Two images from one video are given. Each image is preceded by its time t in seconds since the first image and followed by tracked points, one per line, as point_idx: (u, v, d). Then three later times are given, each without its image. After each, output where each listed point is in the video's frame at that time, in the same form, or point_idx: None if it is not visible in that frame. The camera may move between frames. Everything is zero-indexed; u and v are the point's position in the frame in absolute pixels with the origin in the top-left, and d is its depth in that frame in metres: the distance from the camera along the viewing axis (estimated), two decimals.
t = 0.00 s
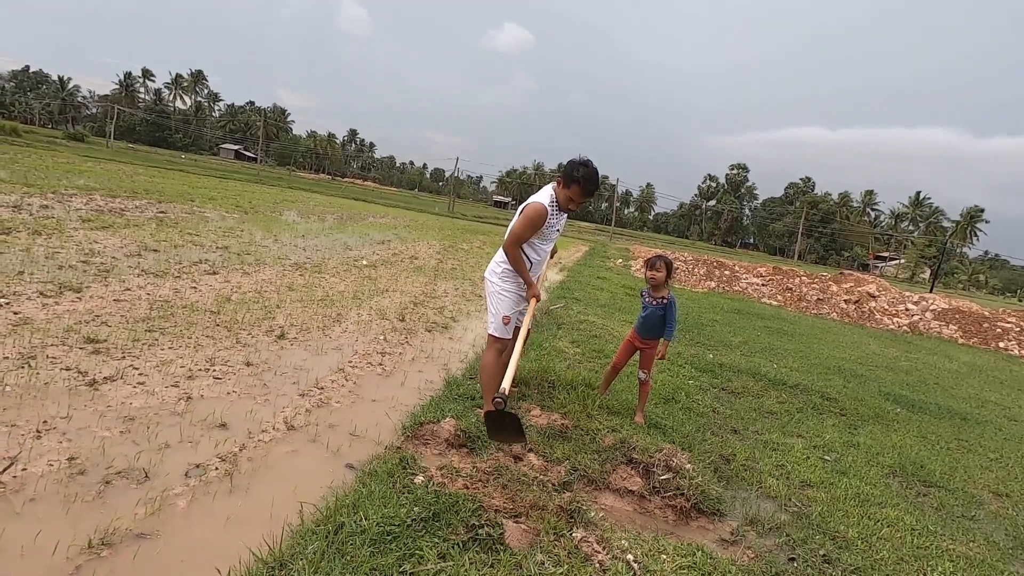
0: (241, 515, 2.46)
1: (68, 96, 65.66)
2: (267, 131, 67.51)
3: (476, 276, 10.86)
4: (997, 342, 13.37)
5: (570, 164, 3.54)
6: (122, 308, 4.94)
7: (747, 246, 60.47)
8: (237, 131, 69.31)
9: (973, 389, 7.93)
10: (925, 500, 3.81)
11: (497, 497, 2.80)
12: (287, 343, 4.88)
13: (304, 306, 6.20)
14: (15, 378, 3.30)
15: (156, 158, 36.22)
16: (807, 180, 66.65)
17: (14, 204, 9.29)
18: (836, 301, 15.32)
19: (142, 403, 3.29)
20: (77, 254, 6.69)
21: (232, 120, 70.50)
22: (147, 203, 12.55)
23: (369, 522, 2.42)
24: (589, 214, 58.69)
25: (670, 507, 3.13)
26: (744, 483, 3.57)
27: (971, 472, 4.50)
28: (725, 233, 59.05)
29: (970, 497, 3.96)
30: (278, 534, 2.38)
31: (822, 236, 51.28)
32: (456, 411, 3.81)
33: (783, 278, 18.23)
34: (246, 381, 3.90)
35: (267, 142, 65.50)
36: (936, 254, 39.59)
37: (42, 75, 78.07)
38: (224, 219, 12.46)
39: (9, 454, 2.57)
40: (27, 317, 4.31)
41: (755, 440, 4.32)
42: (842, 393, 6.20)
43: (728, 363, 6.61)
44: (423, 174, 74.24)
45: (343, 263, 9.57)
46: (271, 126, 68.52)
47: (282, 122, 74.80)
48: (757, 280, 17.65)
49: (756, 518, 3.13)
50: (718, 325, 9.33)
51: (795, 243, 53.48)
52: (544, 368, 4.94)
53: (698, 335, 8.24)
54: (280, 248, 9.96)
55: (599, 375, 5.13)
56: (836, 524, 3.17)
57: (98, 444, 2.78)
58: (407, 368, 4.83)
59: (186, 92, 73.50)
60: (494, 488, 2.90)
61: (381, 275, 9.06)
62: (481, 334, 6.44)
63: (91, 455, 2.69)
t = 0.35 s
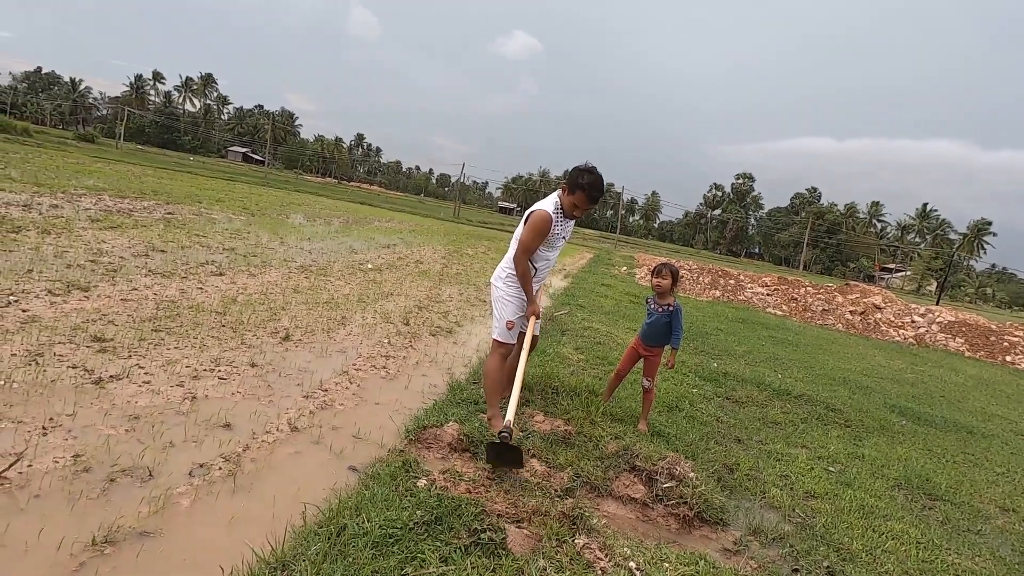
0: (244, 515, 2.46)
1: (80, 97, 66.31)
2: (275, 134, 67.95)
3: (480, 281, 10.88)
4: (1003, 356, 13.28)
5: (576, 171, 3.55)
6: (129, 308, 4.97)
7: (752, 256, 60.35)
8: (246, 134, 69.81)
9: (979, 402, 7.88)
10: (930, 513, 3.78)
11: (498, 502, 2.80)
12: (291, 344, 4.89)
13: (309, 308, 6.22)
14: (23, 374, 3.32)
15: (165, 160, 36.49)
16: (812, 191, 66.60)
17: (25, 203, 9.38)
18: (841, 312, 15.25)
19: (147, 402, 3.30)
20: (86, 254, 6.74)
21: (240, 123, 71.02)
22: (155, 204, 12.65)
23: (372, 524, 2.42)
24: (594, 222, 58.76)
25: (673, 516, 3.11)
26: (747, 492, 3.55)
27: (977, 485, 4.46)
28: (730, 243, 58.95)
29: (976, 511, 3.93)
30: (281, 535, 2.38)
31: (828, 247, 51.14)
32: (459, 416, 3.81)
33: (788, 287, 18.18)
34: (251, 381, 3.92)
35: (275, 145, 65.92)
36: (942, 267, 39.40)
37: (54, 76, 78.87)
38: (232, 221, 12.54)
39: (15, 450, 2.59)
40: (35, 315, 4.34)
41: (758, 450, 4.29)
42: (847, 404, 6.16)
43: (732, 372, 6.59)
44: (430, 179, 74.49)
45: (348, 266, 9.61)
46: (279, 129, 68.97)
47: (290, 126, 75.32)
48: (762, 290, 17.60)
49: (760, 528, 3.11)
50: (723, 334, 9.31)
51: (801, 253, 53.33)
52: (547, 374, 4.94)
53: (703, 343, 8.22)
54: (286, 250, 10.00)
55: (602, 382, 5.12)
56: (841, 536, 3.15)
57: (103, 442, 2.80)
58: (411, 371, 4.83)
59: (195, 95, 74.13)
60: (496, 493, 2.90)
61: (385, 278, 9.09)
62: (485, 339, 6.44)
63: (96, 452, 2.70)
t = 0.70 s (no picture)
0: (246, 510, 2.47)
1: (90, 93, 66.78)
2: (283, 132, 68.23)
3: (484, 281, 10.89)
4: (1010, 365, 13.20)
5: (583, 175, 3.54)
6: (135, 302, 5.00)
7: (757, 260, 60.17)
8: (253, 132, 70.12)
9: (985, 411, 7.83)
10: (934, 522, 3.75)
11: (500, 503, 2.79)
12: (296, 341, 4.90)
13: (313, 306, 6.24)
14: (30, 367, 3.34)
15: (173, 156, 36.67)
16: (819, 196, 66.40)
17: (34, 197, 9.45)
18: (846, 318, 15.19)
19: (152, 396, 3.32)
20: (93, 248, 6.78)
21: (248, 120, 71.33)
22: (163, 200, 12.71)
23: (374, 522, 2.42)
24: (599, 224, 58.70)
25: (675, 519, 3.11)
26: (750, 497, 3.53)
27: (982, 495, 4.43)
28: (736, 247, 58.78)
29: (980, 521, 3.90)
30: (283, 531, 2.38)
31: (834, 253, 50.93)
32: (462, 415, 3.81)
33: (793, 293, 18.12)
34: (255, 378, 3.93)
35: (282, 143, 66.20)
36: (950, 274, 39.15)
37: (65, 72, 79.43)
38: (238, 217, 12.59)
39: (21, 441, 2.60)
40: (43, 308, 4.37)
41: (762, 455, 4.28)
42: (851, 411, 6.13)
43: (736, 376, 6.57)
44: (436, 179, 74.62)
45: (353, 264, 9.64)
46: (287, 127, 69.23)
47: (297, 124, 75.62)
48: (766, 295, 17.55)
49: (762, 533, 3.10)
50: (727, 339, 9.28)
51: (806, 258, 53.12)
52: (550, 375, 4.94)
53: (707, 347, 8.20)
54: (292, 247, 10.04)
55: (606, 384, 5.12)
56: (844, 543, 3.13)
57: (108, 435, 2.81)
58: (414, 370, 4.84)
59: (204, 92, 74.51)
60: (498, 493, 2.89)
61: (390, 277, 9.11)
62: (489, 340, 6.44)
63: (101, 445, 2.71)
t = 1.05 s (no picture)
0: (253, 505, 2.49)
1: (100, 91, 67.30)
2: (290, 131, 68.48)
3: (491, 279, 10.90)
4: (1020, 367, 13.07)
5: (591, 171, 3.54)
6: (144, 298, 5.04)
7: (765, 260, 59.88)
8: (261, 130, 70.44)
9: (995, 413, 7.76)
10: (942, 524, 3.72)
11: (505, 499, 2.80)
12: (302, 338, 4.93)
13: (320, 303, 6.26)
14: (40, 361, 3.38)
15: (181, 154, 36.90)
16: (828, 196, 66.02)
17: (45, 194, 9.54)
18: (854, 319, 15.08)
19: (160, 392, 3.34)
20: (103, 244, 6.84)
21: (256, 118, 71.65)
22: (171, 197, 12.80)
23: (379, 517, 2.43)
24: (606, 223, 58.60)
25: (680, 518, 3.10)
26: (756, 497, 3.52)
27: (991, 497, 4.39)
28: (743, 246, 58.50)
29: (989, 523, 3.87)
30: (289, 526, 2.39)
31: (842, 253, 50.59)
32: (468, 413, 3.82)
33: (800, 293, 18.02)
34: (262, 374, 3.94)
35: (290, 141, 66.48)
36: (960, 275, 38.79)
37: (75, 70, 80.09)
38: (246, 215, 12.66)
39: (31, 435, 2.63)
40: (54, 304, 4.42)
41: (768, 455, 4.26)
42: (859, 412, 6.09)
43: (742, 376, 6.55)
44: (443, 177, 74.68)
45: (360, 262, 9.67)
46: (294, 125, 69.50)
47: (305, 122, 75.91)
48: (774, 294, 17.47)
49: (768, 533, 3.09)
50: (733, 338, 9.25)
51: (814, 258, 52.80)
52: (556, 374, 4.94)
53: (713, 347, 8.17)
54: (299, 245, 10.08)
55: (611, 383, 5.11)
56: (850, 543, 3.12)
57: (117, 430, 2.84)
58: (420, 368, 4.85)
59: (212, 90, 74.91)
60: (503, 489, 2.90)
61: (396, 275, 9.13)
62: (495, 338, 6.44)
63: (110, 439, 2.74)
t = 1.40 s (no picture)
0: (255, 511, 2.50)
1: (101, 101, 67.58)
2: (291, 137, 68.70)
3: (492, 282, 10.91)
4: None
5: (584, 175, 3.55)
6: (146, 307, 5.06)
7: (767, 257, 59.76)
8: (262, 136, 70.67)
9: (1000, 406, 7.73)
10: (947, 520, 3.71)
11: (506, 502, 2.80)
12: (304, 344, 4.94)
13: (321, 309, 6.28)
14: (44, 372, 3.40)
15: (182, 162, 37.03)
16: (829, 192, 65.91)
17: (48, 204, 9.59)
18: (858, 314, 15.05)
19: (163, 400, 3.36)
20: (105, 254, 6.88)
21: (256, 126, 71.85)
22: (173, 206, 12.86)
23: (381, 522, 2.44)
24: (607, 223, 58.61)
25: (682, 518, 3.10)
26: (759, 496, 3.51)
27: (996, 491, 4.38)
28: (745, 244, 58.40)
29: (994, 518, 3.85)
30: (290, 533, 2.40)
31: (845, 248, 50.47)
32: (469, 416, 3.82)
33: (803, 290, 17.98)
34: (264, 381, 3.96)
35: (290, 147, 66.65)
36: (964, 269, 38.64)
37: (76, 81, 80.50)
38: (247, 222, 12.71)
39: (34, 446, 2.65)
40: (56, 314, 4.44)
41: (771, 454, 4.25)
42: (862, 408, 6.08)
43: (744, 374, 6.54)
44: (443, 180, 74.81)
45: (361, 267, 9.70)
46: (295, 131, 69.68)
47: (305, 128, 76.11)
48: (776, 292, 17.43)
49: (771, 532, 3.09)
50: (736, 337, 9.23)
51: (817, 254, 52.69)
52: (557, 375, 4.94)
53: (715, 345, 8.15)
54: (300, 251, 10.11)
55: (613, 383, 5.11)
56: (854, 541, 3.11)
57: (120, 439, 2.85)
58: (421, 372, 4.86)
59: (212, 98, 75.19)
60: (504, 493, 2.90)
61: (398, 279, 9.15)
62: (496, 340, 6.45)
63: (113, 449, 2.75)
